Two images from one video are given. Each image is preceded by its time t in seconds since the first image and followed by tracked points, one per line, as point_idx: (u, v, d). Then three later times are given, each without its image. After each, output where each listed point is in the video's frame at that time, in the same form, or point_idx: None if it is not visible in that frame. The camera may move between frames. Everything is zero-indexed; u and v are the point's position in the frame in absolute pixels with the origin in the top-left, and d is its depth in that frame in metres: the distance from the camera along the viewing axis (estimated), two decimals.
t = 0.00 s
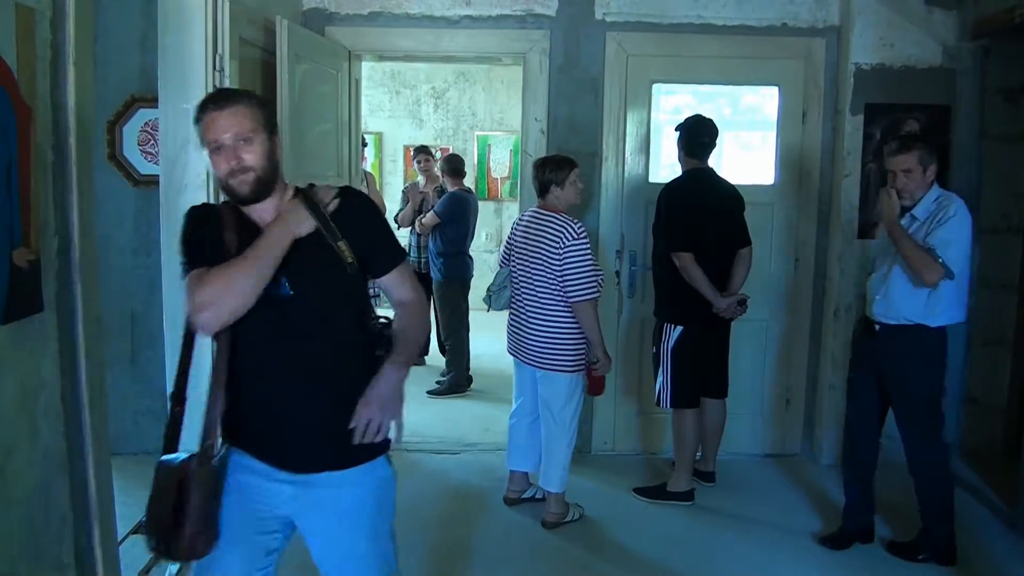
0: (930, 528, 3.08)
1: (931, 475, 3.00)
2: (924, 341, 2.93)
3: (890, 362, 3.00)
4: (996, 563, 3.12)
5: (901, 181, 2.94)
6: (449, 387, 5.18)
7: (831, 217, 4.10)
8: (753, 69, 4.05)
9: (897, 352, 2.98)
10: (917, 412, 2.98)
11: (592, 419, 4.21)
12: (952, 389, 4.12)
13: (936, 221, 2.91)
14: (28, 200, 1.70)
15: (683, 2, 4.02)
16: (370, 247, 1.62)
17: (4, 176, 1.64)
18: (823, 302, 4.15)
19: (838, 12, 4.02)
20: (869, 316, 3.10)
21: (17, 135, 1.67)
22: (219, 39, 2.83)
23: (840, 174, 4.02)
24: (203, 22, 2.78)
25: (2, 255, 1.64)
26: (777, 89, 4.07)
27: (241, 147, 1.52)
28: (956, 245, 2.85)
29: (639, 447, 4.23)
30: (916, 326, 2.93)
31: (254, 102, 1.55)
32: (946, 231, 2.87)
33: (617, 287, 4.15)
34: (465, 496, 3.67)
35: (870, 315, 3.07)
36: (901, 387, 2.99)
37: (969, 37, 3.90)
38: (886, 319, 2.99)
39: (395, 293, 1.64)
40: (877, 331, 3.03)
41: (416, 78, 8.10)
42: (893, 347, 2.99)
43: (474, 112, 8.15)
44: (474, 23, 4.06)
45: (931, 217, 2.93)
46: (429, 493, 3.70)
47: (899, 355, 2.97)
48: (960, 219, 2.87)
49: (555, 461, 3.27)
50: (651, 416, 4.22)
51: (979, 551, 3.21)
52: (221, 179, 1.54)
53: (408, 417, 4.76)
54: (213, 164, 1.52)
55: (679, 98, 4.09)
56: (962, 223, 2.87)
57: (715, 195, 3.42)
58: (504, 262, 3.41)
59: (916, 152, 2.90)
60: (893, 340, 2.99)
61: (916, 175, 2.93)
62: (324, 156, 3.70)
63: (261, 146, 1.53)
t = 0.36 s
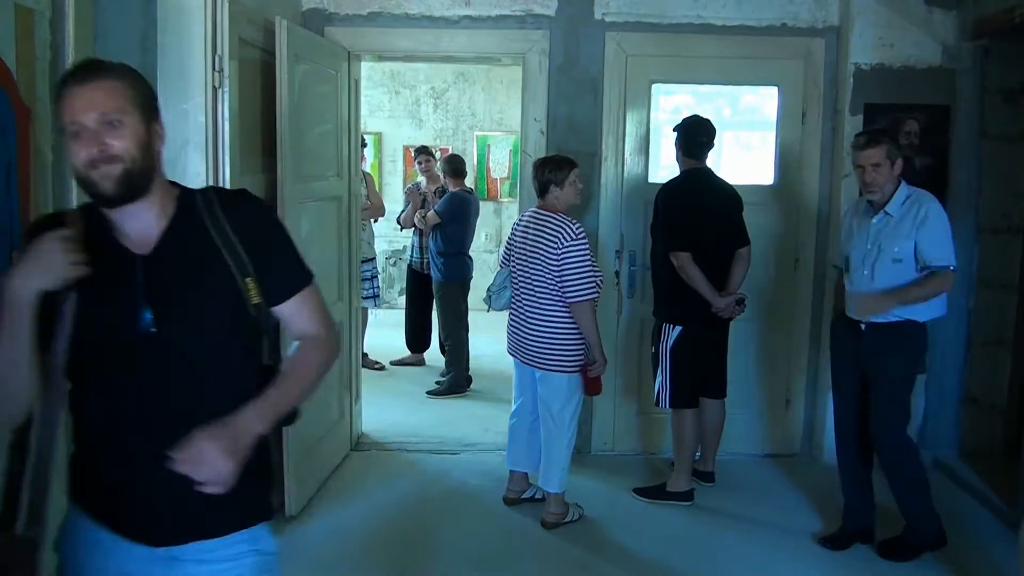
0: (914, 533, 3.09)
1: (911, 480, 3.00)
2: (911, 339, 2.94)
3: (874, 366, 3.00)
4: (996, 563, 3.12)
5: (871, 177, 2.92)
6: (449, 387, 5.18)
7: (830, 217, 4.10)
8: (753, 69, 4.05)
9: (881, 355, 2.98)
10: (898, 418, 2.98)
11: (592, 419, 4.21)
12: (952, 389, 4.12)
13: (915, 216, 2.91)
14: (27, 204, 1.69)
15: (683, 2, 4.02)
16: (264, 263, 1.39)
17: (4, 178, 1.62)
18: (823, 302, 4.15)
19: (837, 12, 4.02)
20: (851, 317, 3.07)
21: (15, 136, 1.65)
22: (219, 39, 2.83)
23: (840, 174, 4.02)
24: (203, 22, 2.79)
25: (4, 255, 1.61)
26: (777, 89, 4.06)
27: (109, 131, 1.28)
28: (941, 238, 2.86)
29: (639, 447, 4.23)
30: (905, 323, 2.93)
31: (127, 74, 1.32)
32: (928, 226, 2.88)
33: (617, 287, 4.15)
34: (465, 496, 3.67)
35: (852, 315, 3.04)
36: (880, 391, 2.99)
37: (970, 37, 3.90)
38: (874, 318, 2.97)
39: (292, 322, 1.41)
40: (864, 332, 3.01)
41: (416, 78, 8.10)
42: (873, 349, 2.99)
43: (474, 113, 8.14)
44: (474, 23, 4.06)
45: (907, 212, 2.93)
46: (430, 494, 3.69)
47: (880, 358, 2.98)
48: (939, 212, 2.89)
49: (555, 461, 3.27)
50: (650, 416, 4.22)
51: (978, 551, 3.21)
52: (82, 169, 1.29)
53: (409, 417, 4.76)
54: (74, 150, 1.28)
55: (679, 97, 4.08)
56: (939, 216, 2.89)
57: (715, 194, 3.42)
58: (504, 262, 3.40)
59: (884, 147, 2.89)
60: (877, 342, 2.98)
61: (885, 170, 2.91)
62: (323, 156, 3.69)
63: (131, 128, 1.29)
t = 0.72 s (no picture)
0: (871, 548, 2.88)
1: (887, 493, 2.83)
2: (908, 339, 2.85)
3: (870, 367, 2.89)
4: (996, 564, 3.12)
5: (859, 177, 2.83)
6: (450, 387, 5.18)
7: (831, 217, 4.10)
8: (754, 70, 4.05)
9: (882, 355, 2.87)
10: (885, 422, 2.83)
11: (592, 419, 4.21)
12: (952, 389, 4.13)
13: (906, 215, 2.84)
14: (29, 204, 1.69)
15: (684, 2, 4.02)
16: (171, 304, 1.09)
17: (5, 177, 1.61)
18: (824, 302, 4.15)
19: (838, 12, 4.01)
20: (843, 323, 2.98)
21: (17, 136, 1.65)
22: (220, 39, 2.83)
23: (840, 175, 4.02)
24: (203, 23, 2.79)
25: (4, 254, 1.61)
26: (778, 89, 4.06)
27: None
28: (935, 237, 2.80)
29: (639, 447, 4.23)
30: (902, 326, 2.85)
31: (45, 57, 1.00)
32: (921, 225, 2.81)
33: (618, 287, 4.15)
34: (465, 496, 3.67)
35: (846, 322, 2.95)
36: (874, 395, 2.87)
37: (970, 38, 3.91)
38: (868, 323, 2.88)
39: (159, 381, 1.07)
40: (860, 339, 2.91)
41: (417, 78, 8.10)
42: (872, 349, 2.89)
43: (475, 113, 8.14)
44: (474, 24, 4.06)
45: (898, 211, 2.85)
46: (431, 494, 3.69)
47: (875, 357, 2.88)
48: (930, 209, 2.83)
49: (555, 461, 3.27)
50: (651, 416, 4.22)
51: (978, 551, 3.22)
52: None
53: (409, 417, 4.77)
54: None
55: (680, 98, 4.09)
56: (930, 214, 2.83)
57: (715, 195, 3.42)
58: (506, 262, 3.40)
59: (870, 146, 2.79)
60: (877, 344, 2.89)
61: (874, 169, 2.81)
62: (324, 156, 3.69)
63: (28, 132, 0.96)
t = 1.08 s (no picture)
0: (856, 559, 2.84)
1: (876, 499, 2.79)
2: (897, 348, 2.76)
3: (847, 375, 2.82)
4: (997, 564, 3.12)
5: (870, 175, 2.72)
6: (451, 387, 5.18)
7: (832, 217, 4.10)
8: (755, 69, 4.05)
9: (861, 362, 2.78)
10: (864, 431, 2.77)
11: (593, 419, 4.21)
12: (953, 389, 4.12)
13: (904, 220, 2.73)
14: (31, 205, 1.69)
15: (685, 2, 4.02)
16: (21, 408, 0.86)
17: (7, 178, 1.61)
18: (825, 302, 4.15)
19: (839, 12, 4.01)
20: (827, 326, 2.89)
21: (19, 137, 1.65)
22: (221, 40, 2.83)
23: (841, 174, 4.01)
24: (205, 23, 2.79)
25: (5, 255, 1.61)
26: (778, 89, 4.06)
27: None
28: (932, 245, 2.69)
29: (640, 447, 4.23)
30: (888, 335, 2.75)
31: None
32: (919, 231, 2.70)
33: (619, 287, 4.15)
34: (466, 496, 3.67)
35: (830, 325, 2.85)
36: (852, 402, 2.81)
37: (971, 37, 3.91)
38: (851, 330, 2.79)
39: None
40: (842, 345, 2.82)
41: (418, 79, 8.10)
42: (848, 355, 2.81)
43: (475, 113, 8.14)
44: (475, 24, 4.06)
45: (897, 215, 2.74)
46: (432, 494, 3.69)
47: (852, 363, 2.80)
48: (930, 215, 2.71)
49: (556, 461, 3.27)
50: (652, 416, 4.22)
51: (979, 551, 3.21)
52: None
53: (411, 417, 4.77)
54: None
55: (681, 98, 4.09)
56: (929, 220, 2.71)
57: (716, 195, 3.42)
58: (507, 262, 3.40)
59: (880, 142, 2.70)
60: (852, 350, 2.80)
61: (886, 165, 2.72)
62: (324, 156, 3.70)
63: None
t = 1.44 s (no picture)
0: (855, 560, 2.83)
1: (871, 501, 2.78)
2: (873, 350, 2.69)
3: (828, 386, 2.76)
4: (999, 564, 3.12)
5: (855, 170, 2.67)
6: (451, 386, 5.18)
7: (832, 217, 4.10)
8: (756, 69, 4.05)
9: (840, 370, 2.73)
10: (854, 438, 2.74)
11: (593, 418, 4.22)
12: (953, 388, 4.12)
13: (887, 217, 2.64)
14: (31, 203, 1.69)
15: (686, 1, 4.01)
16: None
17: (8, 177, 1.61)
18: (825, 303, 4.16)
19: (840, 12, 4.01)
20: (810, 328, 2.82)
21: (20, 136, 1.65)
22: (222, 39, 2.84)
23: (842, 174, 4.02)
24: (206, 22, 2.79)
25: (5, 255, 1.61)
26: (779, 88, 4.06)
27: None
28: (916, 242, 2.59)
29: (641, 447, 4.23)
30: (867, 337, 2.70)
31: None
32: (901, 228, 2.61)
33: (619, 286, 4.15)
34: (467, 495, 3.68)
35: (813, 328, 2.79)
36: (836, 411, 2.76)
37: (971, 37, 3.91)
38: (834, 332, 2.74)
39: None
40: (825, 349, 2.76)
41: (419, 78, 8.10)
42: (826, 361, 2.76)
43: (476, 113, 8.14)
44: (476, 24, 4.06)
45: (879, 212, 2.66)
46: (432, 494, 3.69)
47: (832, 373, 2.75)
48: (913, 211, 2.63)
49: (556, 461, 3.27)
50: (653, 416, 4.22)
51: (979, 551, 3.21)
52: None
53: (411, 416, 4.77)
54: None
55: (682, 97, 4.08)
56: (913, 217, 2.62)
57: (716, 194, 3.43)
58: (508, 263, 3.40)
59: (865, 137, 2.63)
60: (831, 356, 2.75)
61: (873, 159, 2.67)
62: (325, 156, 3.70)
63: None
